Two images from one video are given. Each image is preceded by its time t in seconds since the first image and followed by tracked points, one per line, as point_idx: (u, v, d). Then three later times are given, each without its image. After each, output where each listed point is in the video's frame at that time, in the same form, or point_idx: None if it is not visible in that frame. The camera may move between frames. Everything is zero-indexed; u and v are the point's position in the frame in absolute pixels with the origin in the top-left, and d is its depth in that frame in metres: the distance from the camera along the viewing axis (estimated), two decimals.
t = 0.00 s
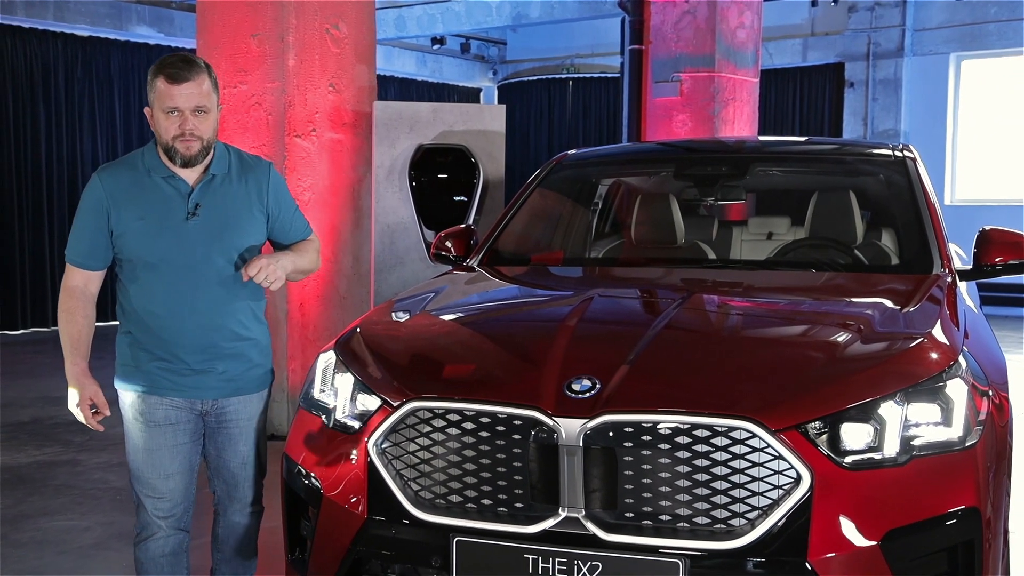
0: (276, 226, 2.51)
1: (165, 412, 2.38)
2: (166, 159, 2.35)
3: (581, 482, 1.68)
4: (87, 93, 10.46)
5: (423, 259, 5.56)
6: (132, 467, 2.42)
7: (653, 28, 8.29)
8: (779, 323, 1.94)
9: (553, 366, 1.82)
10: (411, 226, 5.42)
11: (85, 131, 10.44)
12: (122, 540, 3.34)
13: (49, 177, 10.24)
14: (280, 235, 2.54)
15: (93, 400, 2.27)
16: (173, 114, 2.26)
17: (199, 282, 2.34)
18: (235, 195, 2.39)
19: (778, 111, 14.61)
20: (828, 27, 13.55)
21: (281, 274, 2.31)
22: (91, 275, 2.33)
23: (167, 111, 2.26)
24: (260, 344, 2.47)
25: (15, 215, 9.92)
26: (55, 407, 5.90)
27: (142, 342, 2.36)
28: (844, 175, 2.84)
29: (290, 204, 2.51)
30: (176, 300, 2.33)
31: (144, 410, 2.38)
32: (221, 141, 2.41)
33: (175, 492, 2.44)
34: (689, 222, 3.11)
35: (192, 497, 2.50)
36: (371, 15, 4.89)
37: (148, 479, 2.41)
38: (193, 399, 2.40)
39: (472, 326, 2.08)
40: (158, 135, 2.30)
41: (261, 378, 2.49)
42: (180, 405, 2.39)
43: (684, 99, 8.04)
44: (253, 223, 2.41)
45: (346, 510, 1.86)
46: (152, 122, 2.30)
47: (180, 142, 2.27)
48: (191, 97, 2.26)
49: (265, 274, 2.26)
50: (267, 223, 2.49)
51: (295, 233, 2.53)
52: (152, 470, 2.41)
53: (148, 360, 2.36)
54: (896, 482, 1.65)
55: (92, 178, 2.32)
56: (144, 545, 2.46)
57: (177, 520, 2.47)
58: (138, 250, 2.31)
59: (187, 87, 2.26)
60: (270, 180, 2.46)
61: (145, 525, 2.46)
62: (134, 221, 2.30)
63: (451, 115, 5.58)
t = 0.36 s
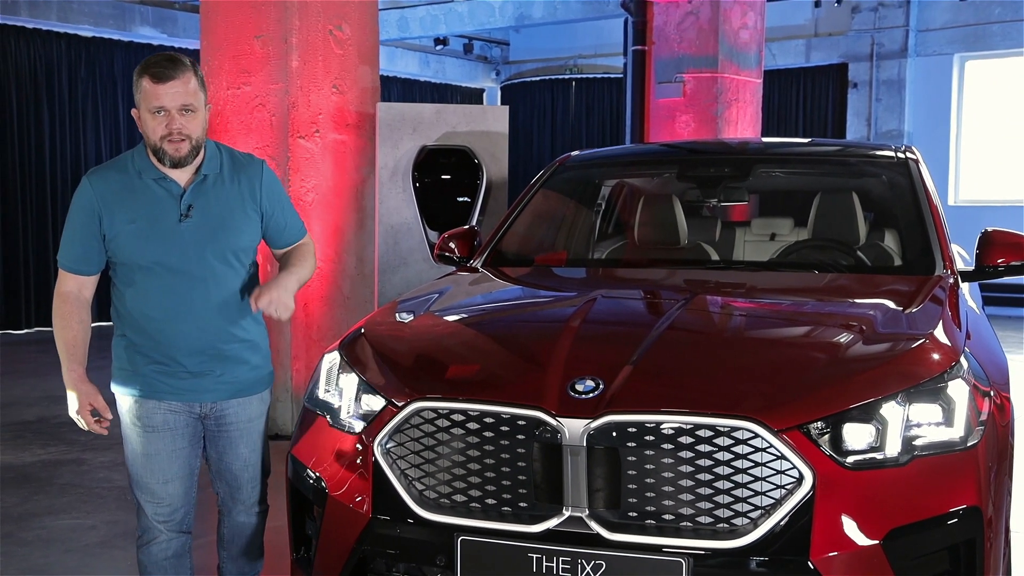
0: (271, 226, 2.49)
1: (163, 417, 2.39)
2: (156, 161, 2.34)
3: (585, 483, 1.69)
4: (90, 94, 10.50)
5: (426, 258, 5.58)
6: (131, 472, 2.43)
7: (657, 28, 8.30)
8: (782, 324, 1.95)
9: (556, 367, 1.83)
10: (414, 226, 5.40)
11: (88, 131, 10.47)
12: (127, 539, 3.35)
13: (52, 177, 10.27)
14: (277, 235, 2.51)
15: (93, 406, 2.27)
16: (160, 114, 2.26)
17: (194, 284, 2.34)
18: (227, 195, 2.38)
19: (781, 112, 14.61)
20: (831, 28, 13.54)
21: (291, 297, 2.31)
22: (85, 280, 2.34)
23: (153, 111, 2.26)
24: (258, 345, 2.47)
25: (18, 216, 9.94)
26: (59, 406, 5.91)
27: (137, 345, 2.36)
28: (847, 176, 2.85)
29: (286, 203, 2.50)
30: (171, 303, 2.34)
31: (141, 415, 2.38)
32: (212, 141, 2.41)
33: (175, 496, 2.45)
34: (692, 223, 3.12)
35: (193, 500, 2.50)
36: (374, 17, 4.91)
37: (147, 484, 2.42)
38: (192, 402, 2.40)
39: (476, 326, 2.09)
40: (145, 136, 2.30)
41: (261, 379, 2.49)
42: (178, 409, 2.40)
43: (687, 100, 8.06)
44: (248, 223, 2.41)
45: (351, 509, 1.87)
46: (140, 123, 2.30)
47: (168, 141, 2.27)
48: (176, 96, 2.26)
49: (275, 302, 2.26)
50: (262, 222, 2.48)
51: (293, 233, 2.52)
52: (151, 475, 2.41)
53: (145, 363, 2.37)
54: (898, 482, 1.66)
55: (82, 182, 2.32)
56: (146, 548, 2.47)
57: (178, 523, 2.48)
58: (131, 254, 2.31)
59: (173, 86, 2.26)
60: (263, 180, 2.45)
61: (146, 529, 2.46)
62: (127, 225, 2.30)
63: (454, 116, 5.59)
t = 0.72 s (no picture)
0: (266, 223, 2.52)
1: (158, 422, 2.40)
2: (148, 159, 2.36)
3: (585, 483, 1.70)
4: (90, 95, 10.53)
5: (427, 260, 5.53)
6: (126, 475, 2.44)
7: (658, 29, 8.32)
8: (782, 325, 1.96)
9: (557, 368, 1.84)
10: (416, 227, 5.39)
11: (89, 132, 10.50)
12: (129, 538, 3.37)
13: (53, 179, 10.29)
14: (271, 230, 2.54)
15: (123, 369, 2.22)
16: (148, 110, 2.29)
17: (191, 282, 2.35)
18: (221, 191, 2.40)
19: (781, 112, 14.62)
20: (832, 29, 13.55)
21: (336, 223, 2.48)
22: (80, 278, 2.32)
23: (142, 108, 2.28)
24: (255, 343, 2.48)
25: (20, 216, 9.97)
26: (61, 406, 5.93)
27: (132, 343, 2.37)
28: (847, 178, 2.86)
29: (278, 202, 2.52)
30: (168, 301, 2.34)
31: (136, 418, 2.39)
32: (203, 138, 2.42)
33: (171, 498, 2.46)
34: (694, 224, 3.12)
35: (190, 502, 2.51)
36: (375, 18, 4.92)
37: (144, 487, 2.43)
38: (188, 404, 2.41)
39: (477, 327, 2.10)
40: (136, 133, 2.32)
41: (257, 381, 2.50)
42: (174, 412, 2.41)
43: (688, 101, 8.07)
44: (242, 220, 2.43)
45: (353, 508, 1.88)
46: (130, 120, 2.32)
47: (157, 137, 2.29)
48: (165, 91, 2.28)
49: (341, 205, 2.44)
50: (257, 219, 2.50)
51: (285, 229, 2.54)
52: (147, 478, 2.42)
53: (141, 362, 2.37)
54: (897, 481, 1.67)
55: (74, 181, 2.32)
56: (144, 551, 2.48)
57: (175, 525, 2.49)
58: (126, 252, 2.31)
59: (161, 82, 2.28)
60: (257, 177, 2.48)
61: (143, 532, 2.47)
62: (121, 222, 2.31)
63: (455, 117, 5.60)
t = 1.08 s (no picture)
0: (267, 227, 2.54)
1: (163, 420, 2.41)
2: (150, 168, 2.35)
3: (586, 481, 1.71)
4: (92, 95, 10.55)
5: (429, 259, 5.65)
6: (129, 471, 2.45)
7: (659, 30, 8.32)
8: (784, 326, 1.97)
9: (558, 368, 1.85)
10: (417, 228, 5.52)
11: (91, 132, 10.52)
12: (132, 538, 3.38)
13: (55, 179, 10.32)
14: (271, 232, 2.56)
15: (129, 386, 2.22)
16: (148, 122, 2.28)
17: (195, 289, 2.36)
18: (224, 200, 2.40)
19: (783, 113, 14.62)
20: (834, 29, 13.54)
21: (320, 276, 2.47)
22: (85, 284, 2.32)
23: (143, 120, 2.27)
24: (257, 345, 2.50)
25: (22, 216, 9.99)
26: (64, 406, 5.95)
27: (137, 347, 2.38)
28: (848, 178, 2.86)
29: (278, 205, 2.54)
30: (172, 308, 2.35)
31: (141, 417, 2.41)
32: (205, 146, 2.42)
33: (175, 495, 2.47)
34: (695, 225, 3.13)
35: (193, 499, 2.53)
36: (376, 19, 4.93)
37: (148, 483, 2.44)
38: (193, 403, 2.43)
39: (479, 327, 2.11)
40: (136, 144, 2.31)
41: (260, 379, 2.52)
42: (178, 410, 2.42)
43: (690, 101, 8.08)
44: (245, 226, 2.43)
45: (355, 507, 1.89)
46: (130, 131, 2.31)
47: (157, 149, 2.28)
48: (165, 103, 2.27)
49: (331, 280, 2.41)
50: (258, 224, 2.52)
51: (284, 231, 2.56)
52: (150, 475, 2.44)
53: (146, 366, 2.38)
54: (896, 481, 1.68)
55: (77, 188, 2.31)
56: (148, 547, 2.49)
57: (179, 522, 2.50)
58: (131, 260, 2.31)
59: (161, 94, 2.27)
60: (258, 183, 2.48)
61: (146, 528, 2.49)
62: (126, 232, 2.30)
63: (456, 118, 5.61)
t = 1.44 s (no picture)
0: (286, 232, 2.54)
1: (184, 411, 2.43)
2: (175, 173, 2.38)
3: (586, 481, 1.72)
4: (96, 95, 10.57)
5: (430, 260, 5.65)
6: (149, 462, 2.47)
7: (661, 30, 8.33)
8: (785, 326, 1.97)
9: (559, 368, 1.85)
10: (419, 229, 5.52)
11: (94, 133, 10.54)
12: (134, 537, 3.39)
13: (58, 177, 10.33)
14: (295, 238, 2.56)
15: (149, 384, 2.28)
16: (173, 126, 2.31)
17: (216, 289, 2.38)
18: (245, 204, 2.42)
19: (786, 112, 14.63)
20: (836, 29, 13.54)
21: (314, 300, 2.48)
22: (112, 285, 2.37)
23: (167, 124, 2.31)
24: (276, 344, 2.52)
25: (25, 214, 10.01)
26: (66, 405, 5.96)
27: (160, 345, 2.41)
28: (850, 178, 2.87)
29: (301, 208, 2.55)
30: (193, 306, 2.37)
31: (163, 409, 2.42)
32: (228, 150, 2.44)
33: (191, 487, 2.49)
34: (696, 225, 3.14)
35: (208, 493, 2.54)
36: (378, 19, 4.94)
37: (166, 474, 2.46)
38: (213, 399, 2.44)
39: (479, 327, 2.12)
40: (161, 148, 2.34)
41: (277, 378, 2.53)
42: (200, 405, 2.44)
43: (691, 101, 8.09)
44: (266, 229, 2.45)
45: (356, 507, 1.90)
46: (155, 136, 2.35)
47: (181, 153, 2.31)
48: (189, 108, 2.30)
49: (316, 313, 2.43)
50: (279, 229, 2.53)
51: (307, 236, 2.57)
52: (169, 466, 2.46)
53: (166, 363, 2.41)
54: (893, 481, 1.69)
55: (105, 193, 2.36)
56: (160, 539, 2.50)
57: (193, 516, 2.51)
58: (154, 261, 2.35)
59: (185, 100, 2.30)
60: (280, 187, 2.50)
61: (160, 520, 2.50)
62: (149, 235, 2.34)
63: (458, 118, 5.61)
